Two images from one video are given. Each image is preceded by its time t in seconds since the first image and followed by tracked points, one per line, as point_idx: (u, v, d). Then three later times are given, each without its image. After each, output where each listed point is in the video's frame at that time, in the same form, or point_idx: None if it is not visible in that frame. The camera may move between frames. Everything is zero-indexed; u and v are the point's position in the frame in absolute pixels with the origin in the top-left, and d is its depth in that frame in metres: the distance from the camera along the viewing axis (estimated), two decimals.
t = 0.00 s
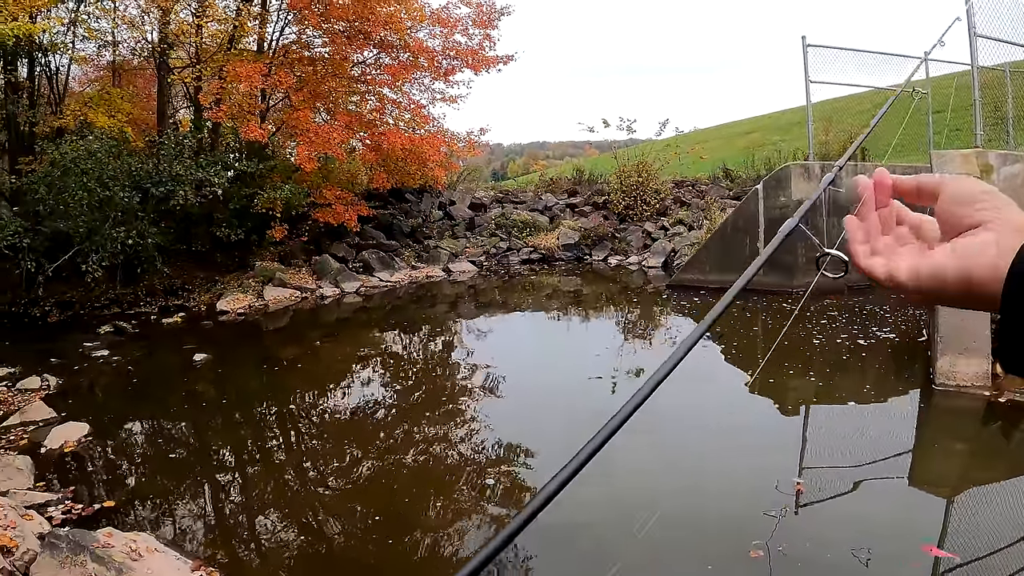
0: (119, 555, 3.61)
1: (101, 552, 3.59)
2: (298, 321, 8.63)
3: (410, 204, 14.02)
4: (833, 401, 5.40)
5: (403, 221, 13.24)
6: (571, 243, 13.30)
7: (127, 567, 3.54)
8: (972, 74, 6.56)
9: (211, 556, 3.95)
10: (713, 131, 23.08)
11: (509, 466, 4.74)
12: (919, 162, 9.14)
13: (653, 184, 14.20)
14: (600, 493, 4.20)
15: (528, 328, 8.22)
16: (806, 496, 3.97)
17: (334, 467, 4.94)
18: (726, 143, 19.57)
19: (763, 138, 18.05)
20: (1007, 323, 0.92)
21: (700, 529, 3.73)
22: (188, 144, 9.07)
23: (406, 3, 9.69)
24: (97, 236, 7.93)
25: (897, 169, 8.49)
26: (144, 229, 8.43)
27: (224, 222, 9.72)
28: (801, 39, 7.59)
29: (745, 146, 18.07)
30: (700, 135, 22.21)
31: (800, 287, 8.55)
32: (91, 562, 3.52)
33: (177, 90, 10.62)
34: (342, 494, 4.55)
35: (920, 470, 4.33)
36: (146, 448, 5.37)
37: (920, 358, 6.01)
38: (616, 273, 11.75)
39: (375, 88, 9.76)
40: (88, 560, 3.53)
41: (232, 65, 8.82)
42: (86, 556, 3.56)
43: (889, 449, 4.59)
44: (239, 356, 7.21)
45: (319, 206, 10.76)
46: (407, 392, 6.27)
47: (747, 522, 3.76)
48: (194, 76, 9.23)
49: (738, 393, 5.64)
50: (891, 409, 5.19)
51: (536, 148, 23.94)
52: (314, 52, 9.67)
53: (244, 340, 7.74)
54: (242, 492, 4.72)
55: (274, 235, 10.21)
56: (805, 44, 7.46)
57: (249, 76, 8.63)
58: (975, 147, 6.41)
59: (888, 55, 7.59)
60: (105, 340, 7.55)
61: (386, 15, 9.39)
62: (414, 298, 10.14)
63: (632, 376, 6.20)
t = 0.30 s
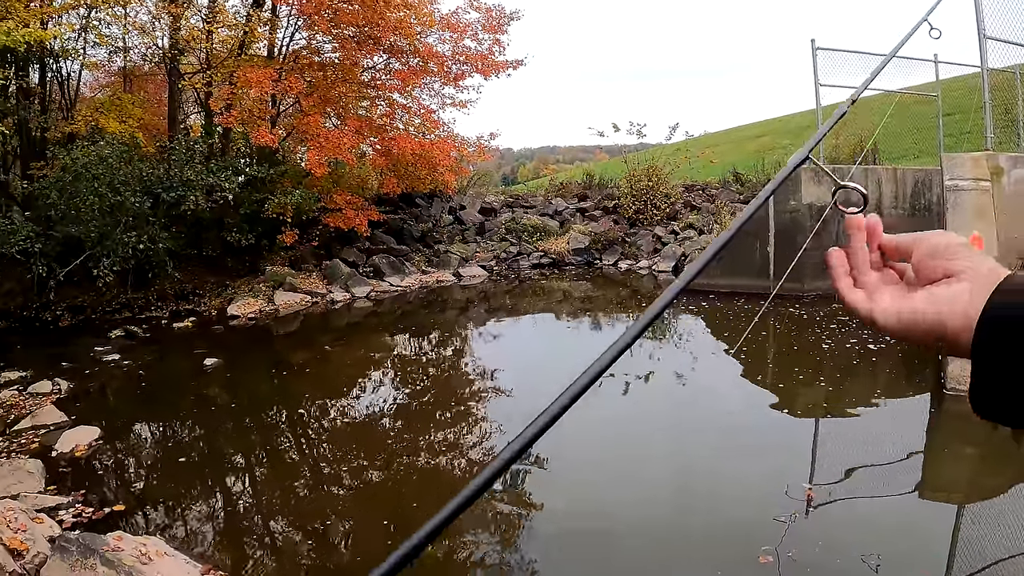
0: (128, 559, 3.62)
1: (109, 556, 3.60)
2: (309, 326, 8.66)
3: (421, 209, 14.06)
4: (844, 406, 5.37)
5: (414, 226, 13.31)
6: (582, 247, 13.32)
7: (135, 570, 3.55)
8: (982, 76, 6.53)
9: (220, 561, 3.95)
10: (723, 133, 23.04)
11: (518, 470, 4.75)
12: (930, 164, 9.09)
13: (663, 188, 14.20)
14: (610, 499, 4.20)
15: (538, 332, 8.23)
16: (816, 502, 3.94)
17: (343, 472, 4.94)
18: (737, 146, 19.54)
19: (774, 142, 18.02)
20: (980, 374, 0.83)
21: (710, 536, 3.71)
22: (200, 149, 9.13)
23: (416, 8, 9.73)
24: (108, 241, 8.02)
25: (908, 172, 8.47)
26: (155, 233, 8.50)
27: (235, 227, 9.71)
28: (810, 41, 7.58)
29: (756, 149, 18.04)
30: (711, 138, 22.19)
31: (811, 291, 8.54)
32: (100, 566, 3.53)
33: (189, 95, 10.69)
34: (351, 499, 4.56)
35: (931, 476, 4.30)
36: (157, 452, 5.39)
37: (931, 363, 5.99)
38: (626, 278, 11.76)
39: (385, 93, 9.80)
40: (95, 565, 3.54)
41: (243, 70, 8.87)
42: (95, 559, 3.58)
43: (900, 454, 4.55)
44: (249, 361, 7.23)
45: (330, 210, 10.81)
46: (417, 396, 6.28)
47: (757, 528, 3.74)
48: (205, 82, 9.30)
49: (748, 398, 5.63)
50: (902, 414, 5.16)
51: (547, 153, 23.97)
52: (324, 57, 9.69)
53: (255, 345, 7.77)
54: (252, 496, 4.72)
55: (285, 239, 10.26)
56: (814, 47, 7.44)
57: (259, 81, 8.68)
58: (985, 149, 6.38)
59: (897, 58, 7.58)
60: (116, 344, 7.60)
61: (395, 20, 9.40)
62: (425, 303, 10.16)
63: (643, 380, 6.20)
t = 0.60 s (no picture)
0: (137, 563, 3.63)
1: (119, 560, 3.61)
2: (319, 329, 8.69)
3: (431, 212, 14.11)
4: (856, 411, 5.35)
5: (424, 229, 13.37)
6: (592, 251, 13.33)
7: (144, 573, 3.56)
8: (994, 79, 6.50)
9: (229, 564, 3.95)
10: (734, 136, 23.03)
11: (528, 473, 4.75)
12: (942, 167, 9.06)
13: (674, 192, 14.20)
14: (618, 501, 4.20)
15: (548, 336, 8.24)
16: (826, 508, 3.91)
17: (352, 475, 4.94)
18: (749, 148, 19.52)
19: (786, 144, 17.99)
20: (906, 398, 0.69)
21: (720, 539, 3.70)
22: (211, 153, 9.19)
23: (426, 12, 9.78)
24: (120, 244, 8.10)
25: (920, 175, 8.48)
26: (166, 237, 8.57)
27: (246, 230, 9.80)
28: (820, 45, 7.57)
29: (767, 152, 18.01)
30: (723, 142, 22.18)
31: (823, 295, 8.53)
32: (110, 569, 3.54)
33: (200, 99, 10.76)
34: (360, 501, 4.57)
35: (942, 479, 4.24)
36: (167, 454, 5.41)
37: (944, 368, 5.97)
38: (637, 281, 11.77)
39: (395, 97, 9.81)
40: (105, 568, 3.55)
41: (254, 75, 8.93)
42: (105, 563, 3.59)
43: (911, 460, 4.51)
44: (260, 364, 7.26)
45: (341, 214, 10.86)
46: (428, 400, 6.29)
47: (767, 532, 3.73)
48: (216, 86, 9.38)
49: (759, 402, 5.61)
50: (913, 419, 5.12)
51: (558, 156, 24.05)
52: (335, 61, 9.76)
53: (265, 348, 7.80)
54: (262, 500, 4.72)
55: (296, 243, 10.31)
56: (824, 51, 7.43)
57: (270, 85, 8.73)
58: (997, 152, 6.34)
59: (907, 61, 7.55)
60: (127, 347, 7.64)
61: (405, 24, 9.46)
62: (435, 306, 10.19)
63: (653, 384, 6.20)
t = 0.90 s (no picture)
0: (146, 563, 3.63)
1: (129, 560, 3.62)
2: (328, 331, 8.71)
3: (440, 215, 14.14)
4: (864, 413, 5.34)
5: (432, 232, 13.41)
6: (601, 253, 13.34)
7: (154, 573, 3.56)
8: (1002, 80, 6.49)
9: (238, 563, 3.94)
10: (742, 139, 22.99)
11: (535, 476, 4.75)
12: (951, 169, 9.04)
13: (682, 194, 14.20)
14: (621, 501, 4.23)
15: (556, 338, 8.25)
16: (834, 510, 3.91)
17: (361, 476, 4.95)
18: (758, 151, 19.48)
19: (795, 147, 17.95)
20: (841, 354, 0.86)
21: (727, 540, 3.71)
22: (220, 156, 9.22)
23: (435, 15, 9.82)
24: (129, 246, 8.14)
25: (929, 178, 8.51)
26: (175, 239, 8.63)
27: (255, 232, 9.95)
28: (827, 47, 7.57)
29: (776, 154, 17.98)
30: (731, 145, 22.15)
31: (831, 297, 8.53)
32: (119, 569, 3.55)
33: (209, 101, 10.79)
34: (368, 502, 4.59)
35: (951, 484, 4.22)
36: (176, 455, 5.43)
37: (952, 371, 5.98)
38: (645, 284, 11.77)
39: (404, 99, 9.81)
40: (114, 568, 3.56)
41: (263, 77, 8.96)
42: (114, 563, 3.60)
43: (918, 462, 4.51)
44: (268, 366, 7.29)
45: (349, 216, 10.89)
46: (436, 402, 6.31)
47: (773, 533, 3.73)
48: (225, 89, 9.42)
49: (766, 405, 5.60)
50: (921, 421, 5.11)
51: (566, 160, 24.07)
52: (343, 64, 9.80)
53: (273, 350, 7.83)
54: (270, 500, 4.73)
55: (304, 245, 10.34)
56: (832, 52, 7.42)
57: (279, 88, 8.76)
58: (1006, 153, 6.33)
59: (915, 63, 7.53)
60: (136, 348, 7.67)
61: (414, 27, 9.51)
62: (444, 309, 10.21)
63: (660, 387, 6.20)
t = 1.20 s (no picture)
0: (150, 563, 3.63)
1: (133, 560, 3.61)
2: (334, 332, 8.74)
3: (446, 216, 14.18)
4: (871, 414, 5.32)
5: (438, 233, 13.45)
6: (608, 254, 13.36)
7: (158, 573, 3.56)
8: (1009, 80, 6.48)
9: (243, 564, 3.93)
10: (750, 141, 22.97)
11: (542, 477, 4.75)
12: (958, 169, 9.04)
13: (689, 195, 14.20)
14: (626, 503, 4.23)
15: (562, 339, 8.25)
16: (841, 513, 3.89)
17: (367, 478, 4.94)
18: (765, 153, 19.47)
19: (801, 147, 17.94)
20: (905, 407, 0.78)
21: (732, 543, 3.70)
22: (226, 157, 9.26)
23: (441, 16, 9.85)
24: (136, 246, 8.20)
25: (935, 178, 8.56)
26: (182, 239, 8.67)
27: (262, 233, 9.97)
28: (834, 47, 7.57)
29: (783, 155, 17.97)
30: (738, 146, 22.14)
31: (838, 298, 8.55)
32: (124, 569, 3.55)
33: (216, 103, 10.84)
34: (374, 502, 4.59)
35: (957, 486, 4.19)
36: (182, 455, 5.44)
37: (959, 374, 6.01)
38: (652, 285, 11.78)
39: (410, 100, 9.83)
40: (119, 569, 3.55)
41: (269, 78, 8.99)
42: (119, 563, 3.59)
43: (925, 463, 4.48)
44: (275, 367, 7.30)
45: (356, 217, 10.92)
46: (443, 403, 6.31)
47: (780, 536, 3.72)
48: (231, 90, 9.47)
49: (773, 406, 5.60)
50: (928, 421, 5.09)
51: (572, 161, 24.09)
52: (350, 65, 9.84)
53: (280, 350, 7.85)
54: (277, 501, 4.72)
55: (311, 246, 10.37)
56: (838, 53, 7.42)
57: (285, 89, 8.79)
58: (1013, 153, 6.31)
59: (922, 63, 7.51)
60: (142, 349, 7.70)
61: (420, 28, 9.52)
62: (451, 309, 10.23)
63: (667, 388, 6.20)
